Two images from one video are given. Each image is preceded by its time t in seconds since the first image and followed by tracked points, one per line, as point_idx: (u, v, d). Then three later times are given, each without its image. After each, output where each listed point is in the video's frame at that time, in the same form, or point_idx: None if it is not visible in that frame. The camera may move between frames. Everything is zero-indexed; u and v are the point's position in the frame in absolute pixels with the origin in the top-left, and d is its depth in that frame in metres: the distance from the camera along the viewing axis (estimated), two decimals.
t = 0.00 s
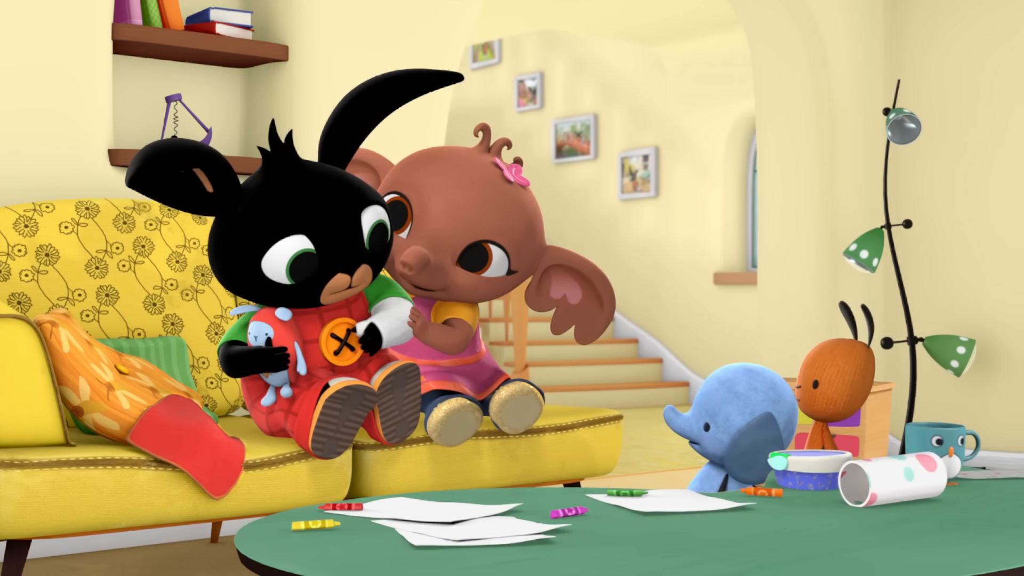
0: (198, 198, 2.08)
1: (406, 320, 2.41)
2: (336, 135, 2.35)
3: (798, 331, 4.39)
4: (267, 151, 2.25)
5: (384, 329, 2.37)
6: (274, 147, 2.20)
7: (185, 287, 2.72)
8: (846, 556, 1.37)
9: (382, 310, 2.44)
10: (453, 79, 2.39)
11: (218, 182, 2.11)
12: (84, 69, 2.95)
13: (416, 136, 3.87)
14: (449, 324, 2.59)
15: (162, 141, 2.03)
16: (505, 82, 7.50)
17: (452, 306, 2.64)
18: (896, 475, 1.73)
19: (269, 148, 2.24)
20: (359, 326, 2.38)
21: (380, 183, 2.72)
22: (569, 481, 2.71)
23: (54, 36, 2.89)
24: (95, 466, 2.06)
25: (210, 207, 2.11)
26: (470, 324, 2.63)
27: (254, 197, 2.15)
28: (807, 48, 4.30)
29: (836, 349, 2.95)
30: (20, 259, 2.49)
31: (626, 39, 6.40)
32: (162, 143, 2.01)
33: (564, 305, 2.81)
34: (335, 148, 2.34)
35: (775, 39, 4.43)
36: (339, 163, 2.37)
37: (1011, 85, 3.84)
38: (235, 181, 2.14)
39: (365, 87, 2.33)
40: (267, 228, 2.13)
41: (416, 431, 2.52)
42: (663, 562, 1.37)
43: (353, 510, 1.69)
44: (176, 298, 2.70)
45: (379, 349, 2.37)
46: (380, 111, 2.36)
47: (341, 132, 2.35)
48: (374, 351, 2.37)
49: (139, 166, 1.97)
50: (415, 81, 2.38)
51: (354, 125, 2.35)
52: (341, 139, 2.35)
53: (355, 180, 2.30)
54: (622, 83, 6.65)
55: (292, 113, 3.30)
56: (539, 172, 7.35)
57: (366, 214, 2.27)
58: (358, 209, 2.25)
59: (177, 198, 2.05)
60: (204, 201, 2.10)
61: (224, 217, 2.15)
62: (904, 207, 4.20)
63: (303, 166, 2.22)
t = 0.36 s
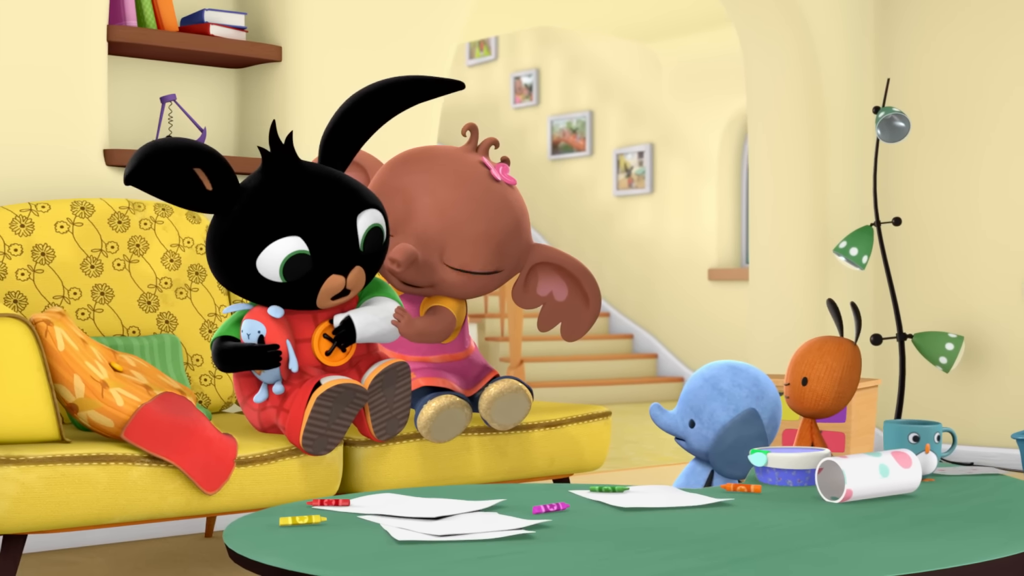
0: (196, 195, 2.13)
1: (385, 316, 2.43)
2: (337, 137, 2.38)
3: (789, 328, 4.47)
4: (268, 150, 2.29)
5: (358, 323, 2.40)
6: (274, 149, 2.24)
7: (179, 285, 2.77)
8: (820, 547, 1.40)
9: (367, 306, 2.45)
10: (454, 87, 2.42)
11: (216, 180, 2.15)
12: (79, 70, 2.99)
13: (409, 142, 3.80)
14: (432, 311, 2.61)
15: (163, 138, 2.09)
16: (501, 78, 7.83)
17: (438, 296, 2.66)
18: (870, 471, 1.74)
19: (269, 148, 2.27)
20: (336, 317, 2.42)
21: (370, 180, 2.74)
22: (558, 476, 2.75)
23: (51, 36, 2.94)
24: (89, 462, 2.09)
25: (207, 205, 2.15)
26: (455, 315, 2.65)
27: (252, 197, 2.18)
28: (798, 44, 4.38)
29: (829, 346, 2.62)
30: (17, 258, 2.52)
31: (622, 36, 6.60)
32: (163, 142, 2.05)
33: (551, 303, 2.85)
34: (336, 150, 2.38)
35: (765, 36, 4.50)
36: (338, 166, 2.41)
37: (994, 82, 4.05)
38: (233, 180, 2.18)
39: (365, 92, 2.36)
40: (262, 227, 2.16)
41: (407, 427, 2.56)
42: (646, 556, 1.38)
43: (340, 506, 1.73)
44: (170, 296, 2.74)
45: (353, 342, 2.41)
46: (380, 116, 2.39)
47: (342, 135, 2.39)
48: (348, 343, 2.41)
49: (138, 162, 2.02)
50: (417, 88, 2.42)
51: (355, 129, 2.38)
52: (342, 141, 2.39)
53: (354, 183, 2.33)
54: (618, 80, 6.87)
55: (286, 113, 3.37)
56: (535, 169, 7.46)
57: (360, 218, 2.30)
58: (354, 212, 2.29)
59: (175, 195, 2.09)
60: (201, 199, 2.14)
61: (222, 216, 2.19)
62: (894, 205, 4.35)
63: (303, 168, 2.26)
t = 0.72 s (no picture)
0: (191, 192, 2.16)
1: (377, 314, 2.44)
2: (335, 141, 2.41)
3: (781, 326, 4.51)
4: (266, 150, 2.31)
5: (350, 321, 2.43)
6: (270, 148, 2.26)
7: (175, 284, 2.80)
8: (799, 541, 1.42)
9: (361, 303, 2.48)
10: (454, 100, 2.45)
11: (211, 178, 2.18)
12: (75, 70, 3.02)
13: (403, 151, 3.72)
14: (423, 307, 2.64)
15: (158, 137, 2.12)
16: (498, 76, 7.92)
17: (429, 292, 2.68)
18: (853, 469, 1.75)
19: (266, 147, 2.29)
20: (329, 315, 2.44)
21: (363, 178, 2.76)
22: (550, 473, 2.78)
23: (48, 36, 2.96)
24: (86, 459, 2.11)
25: (202, 202, 2.19)
26: (446, 310, 2.68)
27: (247, 195, 2.21)
28: (791, 44, 4.42)
29: (815, 339, 2.29)
30: (14, 257, 2.56)
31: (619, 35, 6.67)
32: (158, 143, 2.08)
33: (540, 301, 2.88)
34: (335, 150, 2.40)
35: (758, 36, 4.54)
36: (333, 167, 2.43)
37: (985, 77, 4.11)
38: (228, 178, 2.21)
39: (364, 97, 2.39)
40: (252, 227, 2.19)
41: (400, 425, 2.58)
42: (632, 551, 1.37)
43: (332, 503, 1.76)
44: (166, 295, 2.77)
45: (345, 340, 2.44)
46: (378, 121, 2.42)
47: (339, 139, 2.41)
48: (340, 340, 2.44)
49: (132, 162, 2.05)
50: (414, 94, 2.44)
51: (353, 132, 2.41)
52: (341, 142, 2.41)
53: (349, 183, 2.35)
54: (614, 78, 6.94)
55: (281, 113, 3.40)
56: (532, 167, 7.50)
57: (353, 219, 2.32)
58: (346, 212, 2.31)
59: (169, 191, 2.13)
60: (197, 195, 2.18)
61: (216, 214, 2.22)
62: (887, 203, 4.40)
63: (298, 167, 2.28)
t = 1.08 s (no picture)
0: (190, 193, 2.17)
1: (374, 312, 2.44)
2: (330, 140, 2.42)
3: (779, 325, 4.52)
4: (262, 150, 2.33)
5: (347, 320, 2.41)
6: (268, 147, 2.27)
7: (173, 284, 2.81)
8: (789, 539, 1.44)
9: (357, 302, 2.48)
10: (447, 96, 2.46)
11: (211, 178, 2.20)
12: (74, 70, 3.03)
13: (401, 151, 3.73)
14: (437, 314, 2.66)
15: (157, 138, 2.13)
16: (497, 75, 7.94)
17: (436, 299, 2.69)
18: (846, 468, 1.76)
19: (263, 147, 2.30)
20: (325, 314, 2.43)
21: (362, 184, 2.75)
22: (547, 472, 2.79)
23: (47, 37, 2.98)
24: (84, 458, 2.11)
25: (201, 202, 2.20)
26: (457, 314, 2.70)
27: (246, 195, 2.22)
28: (787, 44, 4.44)
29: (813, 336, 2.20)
30: (14, 257, 2.57)
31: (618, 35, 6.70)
32: (158, 144, 2.10)
33: (543, 299, 2.89)
34: (329, 148, 2.41)
35: (756, 35, 4.55)
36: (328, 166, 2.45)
37: (983, 76, 4.13)
38: (227, 178, 2.22)
39: (358, 96, 2.40)
40: (252, 225, 2.20)
41: (397, 423, 2.59)
42: (623, 549, 1.38)
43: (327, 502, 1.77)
44: (164, 294, 2.79)
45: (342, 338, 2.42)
46: (371, 120, 2.43)
47: (334, 138, 2.42)
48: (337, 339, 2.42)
49: (134, 167, 2.07)
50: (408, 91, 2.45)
51: (347, 130, 2.42)
52: (336, 139, 2.42)
53: (345, 181, 2.37)
54: (613, 77, 6.97)
55: (279, 112, 3.41)
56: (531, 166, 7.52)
57: (351, 217, 2.33)
58: (344, 209, 2.32)
59: (171, 193, 2.14)
60: (197, 196, 2.19)
61: (214, 214, 2.23)
62: (884, 203, 4.42)
63: (295, 166, 2.29)
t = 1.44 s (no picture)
0: (191, 193, 2.16)
1: (373, 312, 2.44)
2: (329, 141, 2.42)
3: (779, 324, 4.53)
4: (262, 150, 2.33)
5: (347, 320, 2.41)
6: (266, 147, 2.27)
7: (173, 284, 2.81)
8: (789, 539, 1.44)
9: (359, 301, 2.48)
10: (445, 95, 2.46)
11: (210, 178, 2.19)
12: (74, 70, 3.03)
13: (401, 150, 3.73)
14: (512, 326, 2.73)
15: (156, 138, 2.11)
16: (497, 75, 7.94)
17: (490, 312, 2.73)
18: (846, 468, 1.76)
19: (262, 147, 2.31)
20: (325, 314, 2.44)
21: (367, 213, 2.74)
22: (546, 471, 2.79)
23: (47, 37, 2.98)
24: (84, 458, 2.11)
25: (200, 202, 2.19)
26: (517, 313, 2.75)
27: (245, 195, 2.22)
28: (787, 44, 4.44)
29: (817, 337, 2.19)
30: (14, 257, 2.57)
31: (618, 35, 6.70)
32: (159, 142, 2.09)
33: (572, 278, 2.82)
34: (327, 148, 2.41)
35: (755, 35, 4.55)
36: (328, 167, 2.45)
37: (983, 76, 4.13)
38: (226, 178, 2.22)
39: (356, 96, 2.40)
40: (253, 225, 2.20)
41: (397, 423, 2.59)
42: (622, 549, 1.38)
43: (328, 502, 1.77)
44: (164, 294, 2.79)
45: (343, 338, 2.42)
46: (370, 121, 2.43)
47: (333, 139, 2.42)
48: (338, 339, 2.43)
49: (135, 162, 2.04)
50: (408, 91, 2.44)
51: (347, 130, 2.42)
52: (334, 139, 2.42)
53: (344, 180, 2.37)
54: (613, 77, 6.98)
55: (278, 113, 3.41)
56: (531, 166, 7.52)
57: (350, 218, 2.33)
58: (343, 209, 2.32)
59: (170, 192, 2.13)
60: (196, 196, 2.18)
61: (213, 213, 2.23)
62: (883, 203, 4.42)
63: (294, 166, 2.30)
